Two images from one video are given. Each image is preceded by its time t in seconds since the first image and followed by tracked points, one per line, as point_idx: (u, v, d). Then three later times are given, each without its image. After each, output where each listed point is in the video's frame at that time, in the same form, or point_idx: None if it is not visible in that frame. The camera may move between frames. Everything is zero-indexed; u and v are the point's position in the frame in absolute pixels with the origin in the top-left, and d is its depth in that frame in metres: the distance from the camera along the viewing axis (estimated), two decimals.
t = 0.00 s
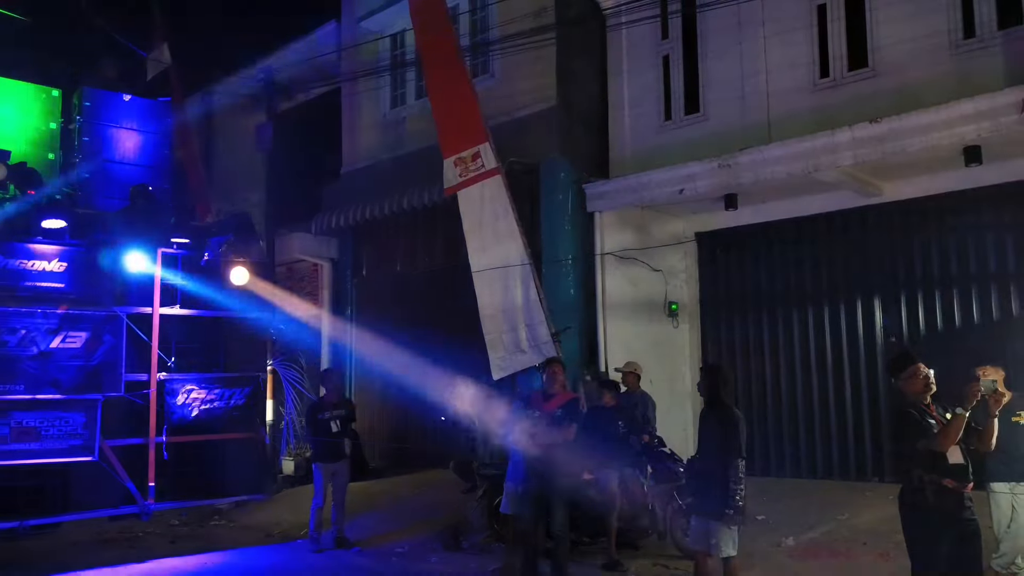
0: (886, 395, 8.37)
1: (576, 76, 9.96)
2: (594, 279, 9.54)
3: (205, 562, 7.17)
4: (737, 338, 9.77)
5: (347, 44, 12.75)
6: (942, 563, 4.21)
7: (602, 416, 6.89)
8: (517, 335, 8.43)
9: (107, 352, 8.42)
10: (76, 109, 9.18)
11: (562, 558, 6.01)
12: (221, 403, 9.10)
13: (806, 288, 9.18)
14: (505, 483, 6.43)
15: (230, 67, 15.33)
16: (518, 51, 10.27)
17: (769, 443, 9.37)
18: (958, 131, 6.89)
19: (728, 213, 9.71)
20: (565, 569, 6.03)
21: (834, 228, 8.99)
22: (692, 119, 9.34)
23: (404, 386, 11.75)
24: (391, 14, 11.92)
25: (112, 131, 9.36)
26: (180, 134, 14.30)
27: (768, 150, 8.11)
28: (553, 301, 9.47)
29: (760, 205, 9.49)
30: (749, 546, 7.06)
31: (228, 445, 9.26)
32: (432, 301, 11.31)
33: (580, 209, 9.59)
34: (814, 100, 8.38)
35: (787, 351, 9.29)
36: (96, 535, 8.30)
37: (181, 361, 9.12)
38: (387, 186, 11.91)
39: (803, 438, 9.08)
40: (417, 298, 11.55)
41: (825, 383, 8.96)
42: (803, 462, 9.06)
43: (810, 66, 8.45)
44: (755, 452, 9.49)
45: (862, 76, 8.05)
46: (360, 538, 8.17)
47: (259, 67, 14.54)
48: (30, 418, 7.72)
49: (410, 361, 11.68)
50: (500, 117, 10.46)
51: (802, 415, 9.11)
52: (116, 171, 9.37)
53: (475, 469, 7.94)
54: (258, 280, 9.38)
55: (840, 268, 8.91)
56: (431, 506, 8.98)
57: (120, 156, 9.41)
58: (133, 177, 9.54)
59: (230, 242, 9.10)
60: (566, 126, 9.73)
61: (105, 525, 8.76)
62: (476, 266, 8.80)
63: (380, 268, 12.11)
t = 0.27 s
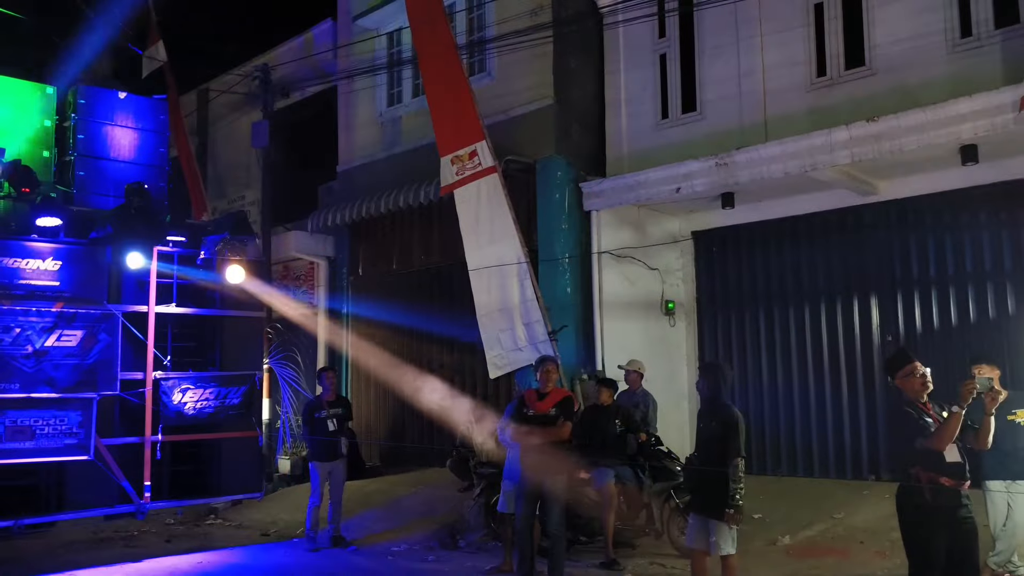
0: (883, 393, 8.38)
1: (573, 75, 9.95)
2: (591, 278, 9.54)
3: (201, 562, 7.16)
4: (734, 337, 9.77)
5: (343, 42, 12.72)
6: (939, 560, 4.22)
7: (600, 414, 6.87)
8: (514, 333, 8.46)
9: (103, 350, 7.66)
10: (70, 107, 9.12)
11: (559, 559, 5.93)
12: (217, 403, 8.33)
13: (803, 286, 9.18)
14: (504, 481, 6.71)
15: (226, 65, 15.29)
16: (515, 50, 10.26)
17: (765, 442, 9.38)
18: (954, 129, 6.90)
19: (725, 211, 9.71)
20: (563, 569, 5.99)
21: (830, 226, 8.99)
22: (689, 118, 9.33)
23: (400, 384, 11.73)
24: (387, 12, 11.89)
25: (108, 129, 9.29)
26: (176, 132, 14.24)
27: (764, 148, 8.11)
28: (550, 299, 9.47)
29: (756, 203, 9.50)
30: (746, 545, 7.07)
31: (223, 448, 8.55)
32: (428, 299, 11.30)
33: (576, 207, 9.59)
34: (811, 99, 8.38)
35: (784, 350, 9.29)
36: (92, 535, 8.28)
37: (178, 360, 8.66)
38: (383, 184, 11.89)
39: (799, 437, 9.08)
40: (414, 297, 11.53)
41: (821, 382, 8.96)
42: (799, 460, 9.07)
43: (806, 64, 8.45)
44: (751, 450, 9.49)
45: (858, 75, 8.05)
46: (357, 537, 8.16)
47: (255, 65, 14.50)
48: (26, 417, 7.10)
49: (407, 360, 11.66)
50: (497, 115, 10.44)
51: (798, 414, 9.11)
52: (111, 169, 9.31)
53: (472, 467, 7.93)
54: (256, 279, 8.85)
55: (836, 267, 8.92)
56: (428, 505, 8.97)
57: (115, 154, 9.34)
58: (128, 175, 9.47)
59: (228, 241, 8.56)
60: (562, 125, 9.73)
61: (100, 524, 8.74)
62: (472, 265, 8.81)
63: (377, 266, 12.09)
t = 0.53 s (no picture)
0: (874, 392, 8.40)
1: (565, 73, 9.94)
2: (584, 276, 9.53)
3: (192, 561, 7.12)
4: (726, 335, 9.77)
5: (335, 39, 12.67)
6: (931, 557, 4.23)
7: (593, 412, 6.85)
8: (506, 332, 8.45)
9: (93, 348, 7.54)
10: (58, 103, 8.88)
11: (551, 559, 5.89)
12: (207, 401, 8.20)
13: (794, 285, 9.20)
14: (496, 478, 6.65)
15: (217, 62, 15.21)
16: (507, 48, 10.24)
17: (757, 440, 9.39)
18: (945, 129, 6.93)
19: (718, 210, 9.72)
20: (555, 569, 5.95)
21: (822, 225, 9.01)
22: (681, 116, 9.33)
23: (392, 383, 11.72)
24: (379, 9, 11.84)
25: (97, 126, 9.08)
26: (167, 129, 14.11)
27: (756, 147, 8.12)
28: (542, 297, 9.45)
29: (748, 202, 9.51)
30: (738, 542, 7.08)
31: (213, 447, 8.51)
32: (421, 298, 11.32)
33: (569, 205, 9.58)
34: (803, 98, 8.40)
35: (776, 348, 9.30)
36: (81, 535, 8.23)
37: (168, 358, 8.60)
38: (375, 182, 11.85)
39: (791, 435, 9.10)
40: (408, 296, 11.54)
41: (813, 380, 8.98)
42: (791, 458, 9.09)
43: (798, 63, 8.46)
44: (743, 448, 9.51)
45: (850, 74, 8.07)
46: (349, 536, 8.14)
47: (246, 62, 14.43)
48: (14, 416, 7.02)
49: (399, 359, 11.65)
50: (489, 113, 10.42)
51: (790, 412, 9.13)
52: (101, 166, 9.09)
53: (464, 466, 7.90)
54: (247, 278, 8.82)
55: (828, 266, 8.94)
56: (419, 504, 8.95)
57: (106, 151, 9.14)
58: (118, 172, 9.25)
59: (218, 239, 8.63)
60: (554, 123, 9.72)
61: (89, 524, 8.70)
62: (464, 263, 8.79)
63: (368, 265, 11.98)
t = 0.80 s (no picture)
0: (857, 386, 8.45)
1: (551, 67, 9.90)
2: (569, 271, 9.53)
3: (174, 557, 7.05)
4: (710, 330, 9.79)
5: (319, 32, 12.57)
6: (914, 550, 4.26)
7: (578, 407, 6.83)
8: (491, 327, 8.43)
9: (72, 343, 7.39)
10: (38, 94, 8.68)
11: (536, 554, 5.88)
12: (190, 397, 8.08)
13: (779, 280, 9.23)
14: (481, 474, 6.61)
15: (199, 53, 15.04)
16: (492, 41, 10.19)
17: (741, 434, 9.42)
18: (929, 125, 6.96)
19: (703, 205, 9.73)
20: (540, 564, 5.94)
21: (806, 220, 9.04)
22: (667, 112, 9.32)
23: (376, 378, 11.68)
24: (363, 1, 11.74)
25: (76, 117, 8.83)
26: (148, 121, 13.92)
27: (741, 143, 8.13)
28: (527, 292, 9.45)
29: (733, 197, 9.53)
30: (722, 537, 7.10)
31: (195, 443, 8.43)
32: (405, 293, 11.28)
33: (554, 200, 9.56)
34: (788, 94, 8.41)
35: (760, 343, 9.33)
36: (61, 531, 8.15)
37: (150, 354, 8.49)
38: (359, 176, 11.78)
39: (775, 429, 9.14)
40: (393, 291, 11.47)
41: (797, 375, 9.02)
42: (775, 452, 9.13)
43: (784, 59, 8.47)
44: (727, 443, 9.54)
45: (835, 70, 8.09)
46: (332, 532, 8.10)
47: (228, 54, 14.28)
48: None
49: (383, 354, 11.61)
50: (475, 107, 10.36)
51: (774, 407, 9.16)
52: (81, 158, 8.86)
53: (448, 462, 7.81)
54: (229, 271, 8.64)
55: (811, 261, 8.97)
56: (404, 499, 8.92)
57: (86, 143, 8.91)
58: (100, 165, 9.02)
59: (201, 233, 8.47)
60: (540, 117, 9.69)
61: (69, 520, 8.61)
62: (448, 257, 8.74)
63: (352, 260, 11.91)
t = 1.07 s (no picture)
0: (829, 373, 8.53)
1: (527, 53, 9.84)
2: (544, 259, 9.54)
3: (143, 546, 6.96)
4: (684, 318, 9.84)
5: (292, 15, 12.40)
6: (884, 532, 4.31)
7: (554, 393, 6.83)
8: (466, 314, 8.41)
9: (38, 327, 7.14)
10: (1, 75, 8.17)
11: (511, 540, 5.91)
12: (162, 385, 7.94)
13: (752, 269, 9.29)
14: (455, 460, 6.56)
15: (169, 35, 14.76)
16: (468, 26, 10.12)
17: (714, 421, 9.49)
18: (901, 115, 7.02)
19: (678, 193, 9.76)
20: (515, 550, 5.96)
21: (780, 209, 9.10)
22: (643, 99, 9.31)
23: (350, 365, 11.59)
24: None
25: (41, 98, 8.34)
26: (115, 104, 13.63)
27: (716, 131, 8.15)
28: (502, 279, 9.46)
29: (707, 185, 9.57)
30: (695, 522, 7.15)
31: (166, 430, 8.34)
32: (378, 280, 11.17)
33: (529, 187, 9.56)
34: (763, 82, 8.44)
35: (733, 331, 9.40)
36: (28, 521, 8.02)
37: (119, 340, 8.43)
38: (333, 162, 11.65)
39: (747, 416, 9.21)
40: (367, 279, 11.34)
41: (769, 362, 9.10)
42: (747, 438, 9.20)
43: (759, 47, 8.50)
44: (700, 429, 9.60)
45: (809, 59, 8.13)
46: (305, 520, 8.04)
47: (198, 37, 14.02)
48: None
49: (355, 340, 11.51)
50: (450, 93, 10.29)
51: (747, 394, 9.23)
52: (46, 141, 8.34)
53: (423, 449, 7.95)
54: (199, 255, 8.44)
55: (784, 249, 9.04)
56: (378, 486, 8.88)
57: (49, 124, 8.38)
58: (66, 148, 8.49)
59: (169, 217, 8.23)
60: (516, 104, 9.64)
61: (37, 509, 8.48)
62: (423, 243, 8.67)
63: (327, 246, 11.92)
